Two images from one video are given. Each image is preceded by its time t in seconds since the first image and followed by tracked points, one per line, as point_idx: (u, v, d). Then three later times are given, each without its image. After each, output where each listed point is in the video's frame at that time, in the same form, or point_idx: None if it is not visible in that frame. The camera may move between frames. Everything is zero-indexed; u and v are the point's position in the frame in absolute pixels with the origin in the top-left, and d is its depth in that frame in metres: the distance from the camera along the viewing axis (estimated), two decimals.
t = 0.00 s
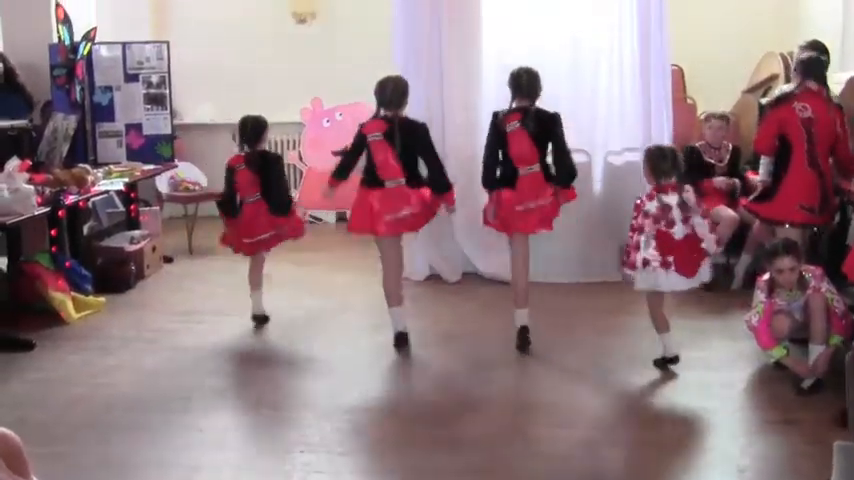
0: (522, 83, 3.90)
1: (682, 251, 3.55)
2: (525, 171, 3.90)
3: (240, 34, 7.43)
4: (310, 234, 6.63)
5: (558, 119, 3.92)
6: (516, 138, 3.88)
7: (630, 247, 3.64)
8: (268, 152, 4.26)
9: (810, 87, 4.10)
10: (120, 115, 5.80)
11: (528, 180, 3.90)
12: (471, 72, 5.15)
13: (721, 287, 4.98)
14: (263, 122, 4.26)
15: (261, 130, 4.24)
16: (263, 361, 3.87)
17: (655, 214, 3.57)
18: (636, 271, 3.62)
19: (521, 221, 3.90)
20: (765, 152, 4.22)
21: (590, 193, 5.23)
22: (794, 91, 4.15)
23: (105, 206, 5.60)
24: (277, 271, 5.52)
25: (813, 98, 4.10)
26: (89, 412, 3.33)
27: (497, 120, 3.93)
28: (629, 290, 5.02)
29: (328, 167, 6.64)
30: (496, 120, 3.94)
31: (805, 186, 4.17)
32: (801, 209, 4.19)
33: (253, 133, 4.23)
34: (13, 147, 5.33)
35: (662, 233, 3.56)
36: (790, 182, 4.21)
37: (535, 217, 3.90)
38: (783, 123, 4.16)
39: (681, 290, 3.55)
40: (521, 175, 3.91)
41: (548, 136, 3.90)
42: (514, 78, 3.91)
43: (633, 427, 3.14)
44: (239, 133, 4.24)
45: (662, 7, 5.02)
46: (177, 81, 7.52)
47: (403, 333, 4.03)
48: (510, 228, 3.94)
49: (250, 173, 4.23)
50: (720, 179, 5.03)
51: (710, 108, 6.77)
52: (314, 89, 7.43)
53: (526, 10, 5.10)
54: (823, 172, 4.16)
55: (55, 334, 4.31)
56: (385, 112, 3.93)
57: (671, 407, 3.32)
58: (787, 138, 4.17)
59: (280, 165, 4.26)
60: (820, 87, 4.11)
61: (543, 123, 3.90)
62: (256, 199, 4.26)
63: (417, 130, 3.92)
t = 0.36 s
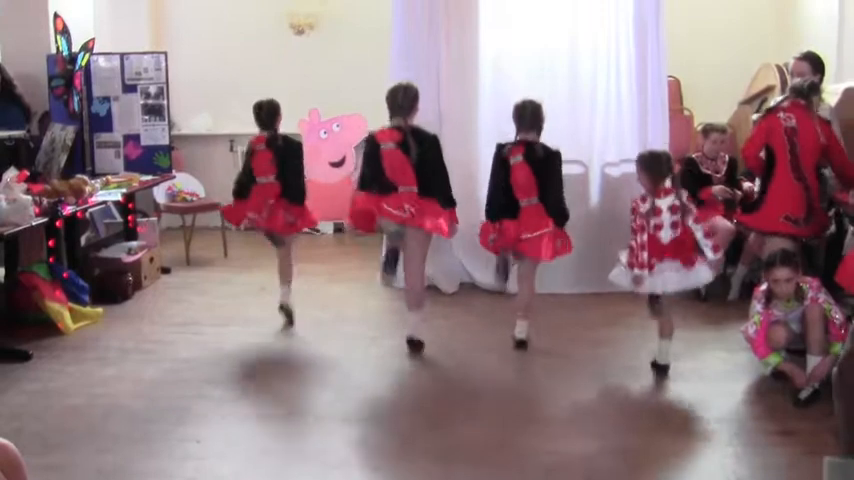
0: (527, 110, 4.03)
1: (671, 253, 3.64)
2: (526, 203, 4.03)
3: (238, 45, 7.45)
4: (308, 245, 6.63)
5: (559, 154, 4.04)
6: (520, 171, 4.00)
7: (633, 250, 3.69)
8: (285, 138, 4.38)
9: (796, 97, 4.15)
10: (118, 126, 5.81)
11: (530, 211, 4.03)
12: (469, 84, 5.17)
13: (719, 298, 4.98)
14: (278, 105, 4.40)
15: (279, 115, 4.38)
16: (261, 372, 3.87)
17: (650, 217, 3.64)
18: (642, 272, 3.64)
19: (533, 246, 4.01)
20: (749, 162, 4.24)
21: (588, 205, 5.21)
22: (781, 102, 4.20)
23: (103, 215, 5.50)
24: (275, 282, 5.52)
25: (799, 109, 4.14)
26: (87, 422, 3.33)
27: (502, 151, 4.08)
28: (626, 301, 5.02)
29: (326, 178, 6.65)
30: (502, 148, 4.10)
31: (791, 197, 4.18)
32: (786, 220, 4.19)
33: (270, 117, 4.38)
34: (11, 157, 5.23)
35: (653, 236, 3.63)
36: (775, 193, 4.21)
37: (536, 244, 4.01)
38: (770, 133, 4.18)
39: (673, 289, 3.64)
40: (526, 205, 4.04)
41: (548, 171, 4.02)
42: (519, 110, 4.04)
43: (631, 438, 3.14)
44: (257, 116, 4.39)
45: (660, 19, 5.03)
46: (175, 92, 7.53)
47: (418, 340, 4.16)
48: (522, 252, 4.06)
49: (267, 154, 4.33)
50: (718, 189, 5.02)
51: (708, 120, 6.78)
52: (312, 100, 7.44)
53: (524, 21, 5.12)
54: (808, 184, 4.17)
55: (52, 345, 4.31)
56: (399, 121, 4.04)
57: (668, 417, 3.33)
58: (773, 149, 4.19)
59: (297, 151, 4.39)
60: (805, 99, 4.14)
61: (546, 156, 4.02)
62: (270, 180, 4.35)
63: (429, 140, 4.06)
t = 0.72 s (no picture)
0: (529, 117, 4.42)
1: (656, 257, 3.86)
2: (528, 199, 4.50)
3: (236, 64, 7.47)
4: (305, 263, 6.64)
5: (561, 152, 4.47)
6: (522, 169, 4.46)
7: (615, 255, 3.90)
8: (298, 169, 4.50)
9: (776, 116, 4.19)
10: (115, 144, 5.81)
11: (532, 208, 4.51)
12: (464, 103, 5.18)
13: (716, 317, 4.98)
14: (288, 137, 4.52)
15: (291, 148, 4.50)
16: (258, 390, 3.87)
17: (632, 222, 3.85)
18: (627, 276, 3.87)
19: (519, 245, 4.53)
20: (731, 181, 4.27)
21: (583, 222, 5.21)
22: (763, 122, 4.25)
23: (101, 233, 5.61)
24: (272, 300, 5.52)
25: (780, 129, 4.18)
26: (84, 441, 3.33)
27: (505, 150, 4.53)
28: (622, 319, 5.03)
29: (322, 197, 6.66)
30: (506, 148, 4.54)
31: (773, 215, 4.20)
32: (768, 238, 4.20)
33: (283, 149, 4.48)
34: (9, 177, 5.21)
35: (637, 241, 3.86)
36: (758, 211, 4.24)
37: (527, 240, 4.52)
38: (752, 151, 4.21)
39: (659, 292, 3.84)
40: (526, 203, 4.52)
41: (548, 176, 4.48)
42: (523, 112, 4.43)
43: (629, 456, 3.14)
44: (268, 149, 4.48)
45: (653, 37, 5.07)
46: (173, 111, 7.55)
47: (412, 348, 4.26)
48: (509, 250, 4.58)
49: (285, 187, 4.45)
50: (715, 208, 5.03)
51: (706, 139, 6.80)
52: (309, 119, 7.47)
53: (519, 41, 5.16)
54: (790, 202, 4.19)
55: (49, 364, 4.31)
56: (397, 139, 4.29)
57: (664, 435, 3.33)
58: (755, 167, 4.22)
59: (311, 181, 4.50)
60: (787, 118, 4.18)
61: (549, 157, 4.45)
62: (289, 212, 4.48)
63: (427, 159, 4.32)
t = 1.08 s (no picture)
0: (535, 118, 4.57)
1: (656, 260, 4.11)
2: (545, 197, 4.68)
3: (234, 73, 7.47)
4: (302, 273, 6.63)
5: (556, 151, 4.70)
6: (539, 168, 4.62)
7: (625, 263, 4.07)
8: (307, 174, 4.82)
9: (773, 126, 4.17)
10: (111, 153, 5.80)
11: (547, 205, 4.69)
12: (462, 115, 5.19)
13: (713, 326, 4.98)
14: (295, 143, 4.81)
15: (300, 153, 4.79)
16: (255, 400, 3.86)
17: (638, 231, 4.07)
18: (637, 284, 4.08)
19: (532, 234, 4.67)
20: (728, 191, 4.25)
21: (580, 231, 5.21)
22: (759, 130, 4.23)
23: (98, 243, 5.48)
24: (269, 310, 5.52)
25: (778, 139, 4.17)
26: (80, 450, 3.32)
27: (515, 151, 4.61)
28: (620, 328, 5.03)
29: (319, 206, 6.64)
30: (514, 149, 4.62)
31: (768, 225, 4.22)
32: (763, 247, 4.23)
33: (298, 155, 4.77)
34: (6, 186, 5.20)
35: (641, 248, 4.07)
36: (754, 220, 4.25)
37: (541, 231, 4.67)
38: (748, 161, 4.20)
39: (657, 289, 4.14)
40: (542, 201, 4.68)
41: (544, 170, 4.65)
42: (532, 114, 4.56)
43: (626, 466, 3.14)
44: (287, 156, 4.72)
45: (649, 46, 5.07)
46: (170, 120, 7.56)
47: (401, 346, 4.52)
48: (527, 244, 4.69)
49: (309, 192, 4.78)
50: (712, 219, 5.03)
51: (704, 148, 6.81)
52: (306, 128, 7.47)
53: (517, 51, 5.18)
54: (785, 211, 4.21)
55: (45, 373, 4.29)
56: (402, 139, 4.41)
57: (662, 444, 3.33)
58: (751, 177, 4.21)
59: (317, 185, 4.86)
60: (784, 128, 4.17)
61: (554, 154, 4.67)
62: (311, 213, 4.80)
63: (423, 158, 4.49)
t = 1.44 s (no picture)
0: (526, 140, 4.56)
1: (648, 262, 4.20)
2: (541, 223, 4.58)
3: (231, 78, 7.47)
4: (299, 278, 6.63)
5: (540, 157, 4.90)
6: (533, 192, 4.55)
7: (634, 270, 4.10)
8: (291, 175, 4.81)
9: (775, 127, 4.29)
10: (109, 158, 5.79)
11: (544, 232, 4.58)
12: (458, 123, 5.19)
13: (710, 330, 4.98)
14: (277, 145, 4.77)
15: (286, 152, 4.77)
16: (252, 404, 3.86)
17: (633, 238, 4.15)
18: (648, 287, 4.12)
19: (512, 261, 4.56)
20: (732, 192, 4.40)
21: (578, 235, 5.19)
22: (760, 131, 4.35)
23: (94, 248, 5.62)
24: (266, 314, 5.52)
25: (781, 139, 4.29)
26: (78, 455, 3.32)
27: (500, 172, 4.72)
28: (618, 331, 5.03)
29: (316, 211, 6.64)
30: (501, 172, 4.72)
31: (774, 225, 4.33)
32: (770, 247, 4.34)
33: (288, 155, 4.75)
34: (3, 191, 5.21)
35: (639, 251, 4.15)
36: (758, 221, 4.37)
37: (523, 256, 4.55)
38: (751, 163, 4.34)
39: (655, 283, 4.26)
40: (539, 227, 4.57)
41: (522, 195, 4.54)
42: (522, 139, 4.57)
43: (624, 469, 3.14)
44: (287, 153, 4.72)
45: (645, 47, 5.08)
46: (167, 125, 7.56)
47: (395, 349, 4.54)
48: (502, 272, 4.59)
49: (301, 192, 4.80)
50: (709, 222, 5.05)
51: (701, 151, 6.81)
52: (303, 133, 7.47)
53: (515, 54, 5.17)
54: (791, 211, 4.31)
55: (43, 378, 4.29)
56: (401, 149, 4.48)
57: (659, 447, 3.33)
58: (755, 178, 4.34)
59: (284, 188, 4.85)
60: (786, 128, 4.29)
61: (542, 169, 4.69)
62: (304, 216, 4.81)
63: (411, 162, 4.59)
